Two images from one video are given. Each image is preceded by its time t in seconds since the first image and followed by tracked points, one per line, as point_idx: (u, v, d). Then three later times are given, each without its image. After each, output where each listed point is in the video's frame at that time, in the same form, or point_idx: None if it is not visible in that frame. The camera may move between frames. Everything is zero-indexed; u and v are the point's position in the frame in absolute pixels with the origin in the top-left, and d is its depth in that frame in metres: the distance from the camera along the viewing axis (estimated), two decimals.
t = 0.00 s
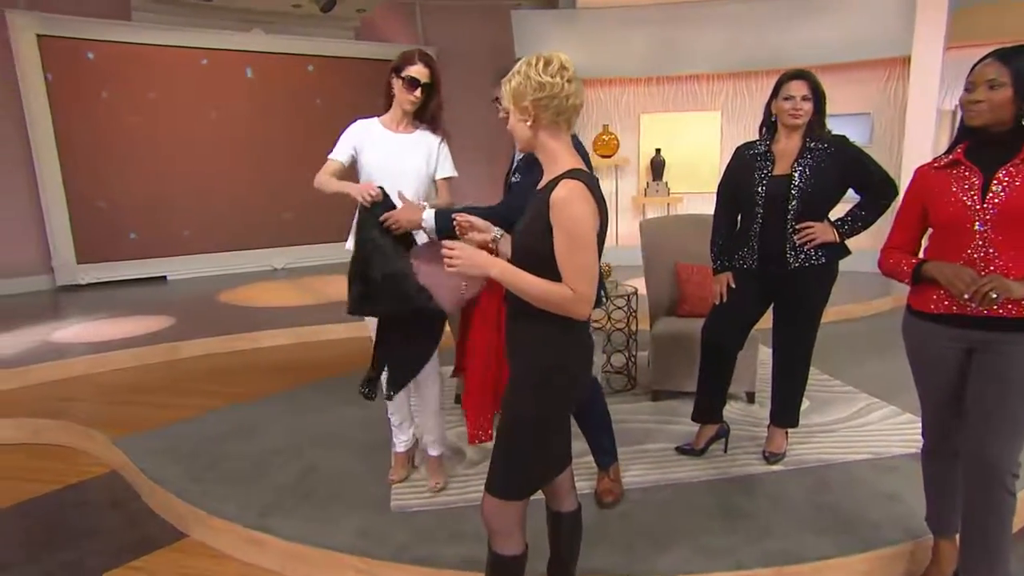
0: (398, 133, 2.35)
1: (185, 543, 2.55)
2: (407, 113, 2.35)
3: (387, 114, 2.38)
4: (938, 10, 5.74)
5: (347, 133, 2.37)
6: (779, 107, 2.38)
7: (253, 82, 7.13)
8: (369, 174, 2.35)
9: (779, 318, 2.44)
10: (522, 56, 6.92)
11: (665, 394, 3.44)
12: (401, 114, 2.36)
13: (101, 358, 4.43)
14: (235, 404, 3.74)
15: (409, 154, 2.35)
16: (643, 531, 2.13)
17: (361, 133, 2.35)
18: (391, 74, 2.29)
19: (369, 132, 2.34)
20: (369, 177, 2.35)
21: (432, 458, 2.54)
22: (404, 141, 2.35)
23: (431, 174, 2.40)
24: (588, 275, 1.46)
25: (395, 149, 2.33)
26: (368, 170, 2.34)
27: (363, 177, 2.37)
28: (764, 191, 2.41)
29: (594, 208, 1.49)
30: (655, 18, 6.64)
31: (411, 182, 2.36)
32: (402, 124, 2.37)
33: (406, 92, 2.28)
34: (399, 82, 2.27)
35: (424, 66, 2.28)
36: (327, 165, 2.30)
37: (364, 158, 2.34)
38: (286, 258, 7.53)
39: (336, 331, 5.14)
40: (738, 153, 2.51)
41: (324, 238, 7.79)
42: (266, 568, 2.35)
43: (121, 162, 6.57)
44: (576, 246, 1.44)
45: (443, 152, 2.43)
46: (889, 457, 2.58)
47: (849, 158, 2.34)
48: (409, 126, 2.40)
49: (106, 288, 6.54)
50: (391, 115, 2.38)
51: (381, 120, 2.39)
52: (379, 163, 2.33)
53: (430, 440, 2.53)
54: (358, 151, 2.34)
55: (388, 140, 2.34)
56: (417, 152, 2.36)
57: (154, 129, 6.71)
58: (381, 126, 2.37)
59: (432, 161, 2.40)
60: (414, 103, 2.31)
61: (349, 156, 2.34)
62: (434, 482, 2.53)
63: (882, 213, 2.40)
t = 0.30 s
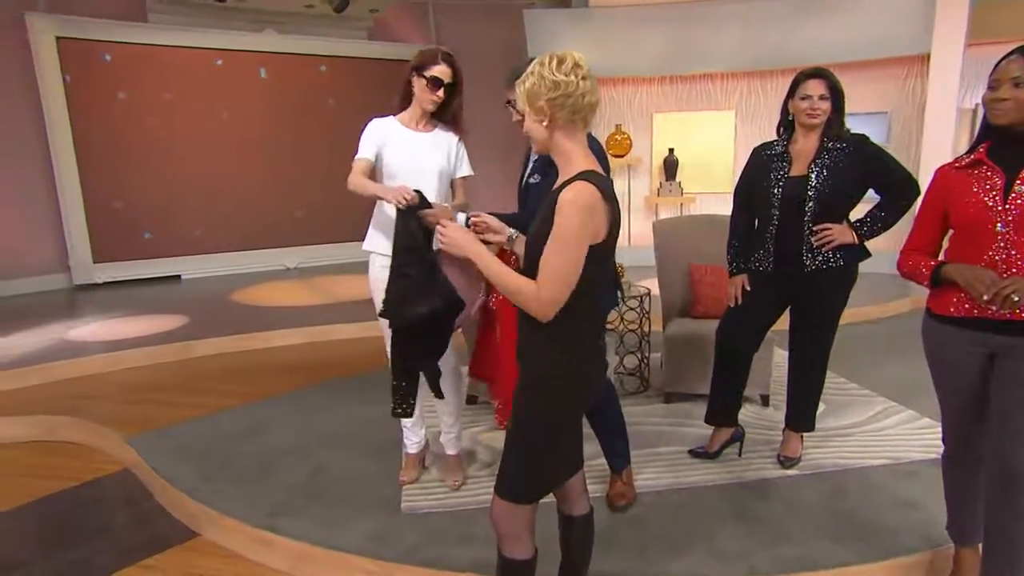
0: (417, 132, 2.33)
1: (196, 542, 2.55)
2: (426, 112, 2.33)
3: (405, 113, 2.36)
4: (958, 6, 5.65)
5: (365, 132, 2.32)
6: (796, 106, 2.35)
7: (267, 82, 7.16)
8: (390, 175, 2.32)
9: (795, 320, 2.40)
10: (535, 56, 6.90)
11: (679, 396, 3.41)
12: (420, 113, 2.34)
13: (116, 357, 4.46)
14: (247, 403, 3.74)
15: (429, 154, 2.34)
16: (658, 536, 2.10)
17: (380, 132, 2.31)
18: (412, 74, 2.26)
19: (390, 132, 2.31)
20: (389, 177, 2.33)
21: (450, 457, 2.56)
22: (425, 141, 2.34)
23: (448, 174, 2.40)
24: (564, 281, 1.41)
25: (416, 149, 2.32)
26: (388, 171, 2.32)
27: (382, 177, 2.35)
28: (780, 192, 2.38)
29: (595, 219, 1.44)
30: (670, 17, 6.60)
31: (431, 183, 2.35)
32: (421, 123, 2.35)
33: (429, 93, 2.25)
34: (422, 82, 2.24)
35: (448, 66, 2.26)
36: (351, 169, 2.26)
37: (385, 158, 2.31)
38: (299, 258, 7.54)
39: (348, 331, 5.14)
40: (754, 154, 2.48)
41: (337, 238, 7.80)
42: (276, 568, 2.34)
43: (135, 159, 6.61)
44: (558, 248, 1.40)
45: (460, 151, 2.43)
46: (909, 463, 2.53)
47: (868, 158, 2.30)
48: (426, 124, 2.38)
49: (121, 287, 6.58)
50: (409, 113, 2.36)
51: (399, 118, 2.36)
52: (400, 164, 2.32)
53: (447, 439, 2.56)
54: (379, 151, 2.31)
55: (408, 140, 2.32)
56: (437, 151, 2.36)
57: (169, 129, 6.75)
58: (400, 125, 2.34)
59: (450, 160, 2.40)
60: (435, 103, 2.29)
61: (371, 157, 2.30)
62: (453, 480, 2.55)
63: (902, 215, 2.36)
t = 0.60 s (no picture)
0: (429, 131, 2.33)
1: (202, 541, 2.55)
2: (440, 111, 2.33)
3: (417, 110, 2.35)
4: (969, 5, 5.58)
5: (376, 129, 2.30)
6: (808, 105, 2.33)
7: (273, 82, 7.17)
8: (401, 173, 2.31)
9: (804, 320, 2.39)
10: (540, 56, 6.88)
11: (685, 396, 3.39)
12: (433, 111, 2.33)
13: (122, 356, 4.47)
14: (253, 402, 3.74)
15: (441, 152, 2.34)
16: (665, 537, 2.08)
17: (392, 130, 2.30)
18: (428, 72, 2.25)
19: (402, 130, 2.30)
20: (400, 176, 2.32)
21: (456, 457, 2.55)
22: (438, 140, 2.33)
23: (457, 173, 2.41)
24: (528, 275, 1.41)
25: (428, 148, 2.32)
26: (399, 169, 2.31)
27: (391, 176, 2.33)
28: (790, 192, 2.36)
29: (581, 223, 1.41)
30: (677, 16, 6.58)
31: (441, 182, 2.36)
32: (433, 122, 2.35)
33: (446, 94, 2.25)
34: (439, 82, 2.23)
35: (465, 66, 2.25)
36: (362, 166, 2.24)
37: (397, 156, 2.30)
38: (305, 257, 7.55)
39: (353, 331, 5.15)
40: (764, 154, 2.46)
41: (342, 238, 7.80)
42: (282, 567, 2.34)
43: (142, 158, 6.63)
44: (529, 241, 1.40)
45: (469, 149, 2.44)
46: (918, 465, 2.52)
47: (879, 157, 2.28)
48: (437, 123, 2.38)
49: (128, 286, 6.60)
50: (421, 111, 2.35)
51: (411, 116, 2.35)
52: (412, 163, 2.31)
53: (453, 438, 2.55)
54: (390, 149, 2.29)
55: (420, 138, 2.31)
56: (448, 150, 2.36)
57: (176, 128, 6.77)
58: (412, 122, 2.33)
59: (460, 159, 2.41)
60: (451, 103, 2.29)
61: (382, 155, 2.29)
62: (458, 480, 2.54)
63: (913, 216, 2.34)
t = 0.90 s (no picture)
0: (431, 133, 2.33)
1: (203, 540, 2.56)
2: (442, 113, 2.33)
3: (420, 111, 2.35)
4: (967, 6, 5.59)
5: (378, 129, 2.29)
6: (807, 105, 2.34)
7: (273, 82, 7.18)
8: (401, 175, 2.32)
9: (803, 319, 2.40)
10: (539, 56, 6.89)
11: (684, 396, 3.40)
12: (436, 113, 2.33)
13: (123, 356, 4.47)
14: (252, 402, 3.75)
15: (442, 155, 2.34)
16: (665, 536, 2.09)
17: (394, 131, 2.29)
18: (433, 74, 2.25)
19: (405, 131, 2.30)
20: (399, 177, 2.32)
21: (455, 455, 2.56)
22: (439, 143, 2.34)
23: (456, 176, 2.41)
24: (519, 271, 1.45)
25: (429, 150, 2.32)
26: (399, 170, 2.31)
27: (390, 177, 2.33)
28: (789, 192, 2.37)
29: (570, 221, 1.40)
30: (677, 16, 6.60)
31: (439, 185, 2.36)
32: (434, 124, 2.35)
33: (451, 96, 2.25)
34: (444, 84, 2.24)
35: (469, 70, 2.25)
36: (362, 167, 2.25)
37: (398, 157, 2.30)
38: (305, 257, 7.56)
39: (353, 330, 5.16)
40: (763, 153, 2.47)
41: (342, 237, 7.81)
42: (283, 566, 2.35)
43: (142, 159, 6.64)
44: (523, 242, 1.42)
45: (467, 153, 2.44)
46: (916, 464, 2.53)
47: (878, 156, 2.29)
48: (439, 124, 2.38)
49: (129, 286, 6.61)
50: (424, 112, 2.35)
51: (414, 117, 2.35)
52: (413, 164, 2.31)
53: (452, 437, 2.55)
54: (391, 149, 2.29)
55: (422, 140, 2.31)
56: (449, 152, 2.36)
57: (176, 128, 6.78)
58: (415, 123, 2.33)
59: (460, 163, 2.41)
60: (455, 105, 2.29)
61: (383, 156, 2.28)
62: (458, 479, 2.55)
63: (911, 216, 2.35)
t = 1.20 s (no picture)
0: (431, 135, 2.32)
1: (202, 539, 2.56)
2: (443, 117, 2.32)
3: (422, 114, 2.35)
4: (965, 6, 5.60)
5: (379, 129, 2.32)
6: (802, 104, 2.35)
7: (272, 82, 7.18)
8: (397, 174, 2.32)
9: (800, 318, 2.40)
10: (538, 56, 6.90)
11: (682, 395, 3.41)
12: (438, 117, 2.33)
13: (122, 356, 4.48)
14: (252, 401, 3.75)
15: (441, 158, 2.32)
16: (663, 535, 2.10)
17: (394, 132, 2.31)
18: (434, 76, 2.27)
19: (404, 132, 2.31)
20: (396, 177, 2.33)
21: (452, 454, 2.56)
22: (438, 146, 2.32)
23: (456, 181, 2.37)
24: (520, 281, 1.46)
25: (427, 152, 2.31)
26: (395, 170, 2.32)
27: (387, 177, 2.34)
28: (785, 191, 2.38)
29: (557, 222, 1.41)
30: (675, 17, 6.62)
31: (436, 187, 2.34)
32: (436, 127, 2.34)
33: (453, 98, 2.25)
34: (444, 86, 2.25)
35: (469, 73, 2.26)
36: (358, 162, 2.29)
37: (395, 157, 2.31)
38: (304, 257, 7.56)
39: (352, 330, 5.16)
40: (759, 153, 2.48)
41: (341, 237, 7.81)
42: (282, 565, 2.36)
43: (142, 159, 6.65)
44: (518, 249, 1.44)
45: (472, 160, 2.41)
46: (913, 463, 2.53)
47: (872, 156, 2.30)
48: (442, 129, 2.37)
49: (128, 286, 6.62)
50: (427, 116, 2.35)
51: (416, 120, 2.35)
52: (410, 165, 2.31)
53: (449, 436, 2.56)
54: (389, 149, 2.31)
55: (421, 141, 2.31)
56: (449, 156, 2.34)
57: (175, 128, 6.78)
58: (416, 126, 2.34)
59: (461, 168, 2.38)
60: (457, 109, 2.28)
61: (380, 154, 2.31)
62: (455, 478, 2.56)
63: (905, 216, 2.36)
